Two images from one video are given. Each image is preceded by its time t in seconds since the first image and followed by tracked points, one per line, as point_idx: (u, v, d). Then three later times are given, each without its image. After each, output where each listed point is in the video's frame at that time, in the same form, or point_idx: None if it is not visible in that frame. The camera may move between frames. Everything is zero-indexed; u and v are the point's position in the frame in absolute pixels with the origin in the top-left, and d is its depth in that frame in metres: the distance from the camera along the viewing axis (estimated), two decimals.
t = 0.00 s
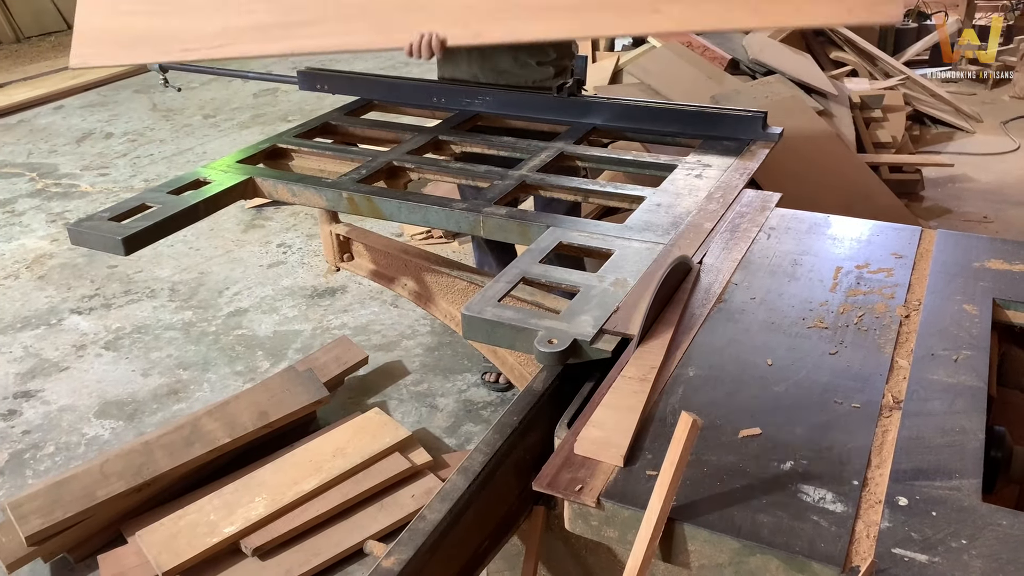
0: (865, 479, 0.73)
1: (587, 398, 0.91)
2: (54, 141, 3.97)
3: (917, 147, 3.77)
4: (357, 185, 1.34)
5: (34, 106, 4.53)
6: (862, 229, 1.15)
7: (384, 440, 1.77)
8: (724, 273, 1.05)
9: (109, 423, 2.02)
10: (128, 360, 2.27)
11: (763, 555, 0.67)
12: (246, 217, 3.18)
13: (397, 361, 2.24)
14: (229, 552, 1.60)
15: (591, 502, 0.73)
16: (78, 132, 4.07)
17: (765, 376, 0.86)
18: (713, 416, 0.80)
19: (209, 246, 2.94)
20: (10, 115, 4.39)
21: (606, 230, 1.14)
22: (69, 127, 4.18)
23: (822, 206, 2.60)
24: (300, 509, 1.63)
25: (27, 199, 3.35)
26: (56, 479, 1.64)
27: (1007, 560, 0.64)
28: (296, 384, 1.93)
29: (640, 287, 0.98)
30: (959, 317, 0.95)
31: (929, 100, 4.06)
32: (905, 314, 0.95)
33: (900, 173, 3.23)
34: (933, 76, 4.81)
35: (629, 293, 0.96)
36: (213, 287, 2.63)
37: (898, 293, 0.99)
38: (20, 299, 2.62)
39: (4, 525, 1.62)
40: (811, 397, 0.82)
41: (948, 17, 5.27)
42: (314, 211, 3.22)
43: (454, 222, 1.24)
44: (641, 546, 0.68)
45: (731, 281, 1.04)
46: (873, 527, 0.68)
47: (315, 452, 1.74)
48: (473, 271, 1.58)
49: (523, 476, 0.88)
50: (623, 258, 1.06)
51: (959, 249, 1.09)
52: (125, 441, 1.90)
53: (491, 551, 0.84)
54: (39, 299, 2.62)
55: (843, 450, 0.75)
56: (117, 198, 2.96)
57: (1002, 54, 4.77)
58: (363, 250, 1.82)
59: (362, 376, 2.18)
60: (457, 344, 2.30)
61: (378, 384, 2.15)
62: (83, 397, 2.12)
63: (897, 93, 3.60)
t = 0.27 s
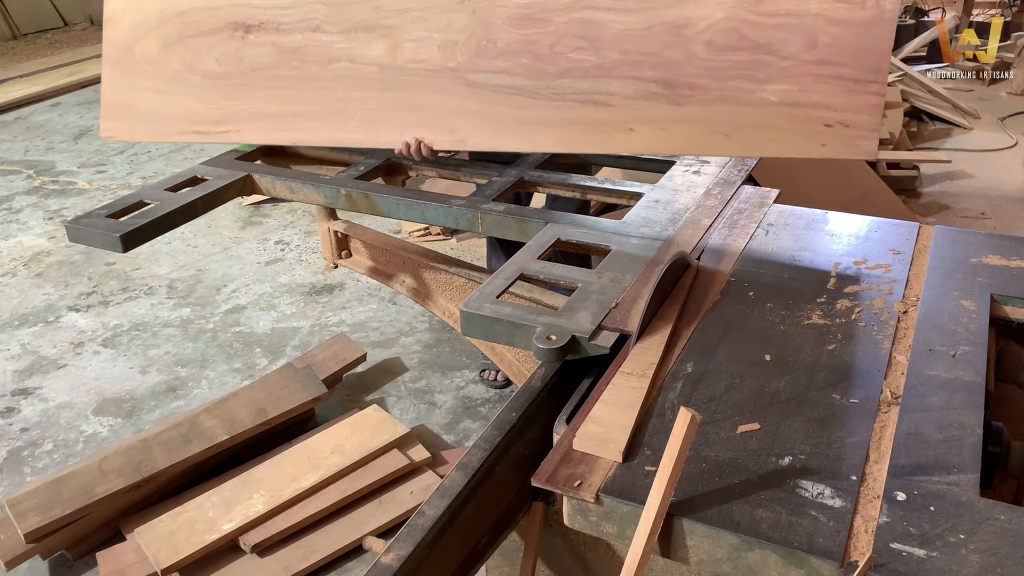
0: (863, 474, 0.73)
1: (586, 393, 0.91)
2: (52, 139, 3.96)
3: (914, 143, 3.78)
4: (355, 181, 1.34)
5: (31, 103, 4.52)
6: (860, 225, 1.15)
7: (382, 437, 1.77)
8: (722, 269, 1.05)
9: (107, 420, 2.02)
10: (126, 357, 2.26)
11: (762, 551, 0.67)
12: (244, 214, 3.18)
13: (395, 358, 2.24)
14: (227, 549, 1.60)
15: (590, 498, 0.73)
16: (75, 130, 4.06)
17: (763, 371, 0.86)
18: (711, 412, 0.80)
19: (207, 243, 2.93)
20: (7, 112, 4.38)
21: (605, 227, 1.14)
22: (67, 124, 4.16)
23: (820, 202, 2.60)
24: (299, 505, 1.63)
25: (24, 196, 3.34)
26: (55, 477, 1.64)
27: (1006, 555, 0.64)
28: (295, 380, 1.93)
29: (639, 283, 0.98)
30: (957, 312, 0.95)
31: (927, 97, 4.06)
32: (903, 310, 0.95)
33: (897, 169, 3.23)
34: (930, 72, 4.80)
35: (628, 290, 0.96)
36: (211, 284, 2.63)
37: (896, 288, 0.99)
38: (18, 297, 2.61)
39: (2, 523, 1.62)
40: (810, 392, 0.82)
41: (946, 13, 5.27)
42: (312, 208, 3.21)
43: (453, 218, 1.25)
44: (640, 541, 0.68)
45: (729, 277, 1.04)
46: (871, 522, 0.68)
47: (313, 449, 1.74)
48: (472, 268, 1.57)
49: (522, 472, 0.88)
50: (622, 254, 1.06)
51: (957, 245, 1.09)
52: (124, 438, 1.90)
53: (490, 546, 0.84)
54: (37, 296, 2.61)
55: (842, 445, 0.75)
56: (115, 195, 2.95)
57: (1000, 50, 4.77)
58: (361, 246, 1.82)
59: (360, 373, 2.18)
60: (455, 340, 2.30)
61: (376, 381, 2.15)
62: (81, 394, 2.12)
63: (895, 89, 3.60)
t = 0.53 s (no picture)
0: (864, 474, 0.73)
1: (587, 394, 0.91)
2: (52, 141, 3.97)
3: (915, 143, 3.78)
4: (356, 183, 1.35)
5: (32, 105, 4.53)
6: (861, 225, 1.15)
7: (384, 438, 1.77)
8: (723, 269, 1.05)
9: (108, 422, 2.02)
10: (127, 359, 2.27)
11: (763, 551, 0.67)
12: (244, 216, 3.18)
13: (396, 359, 2.24)
14: (229, 550, 1.60)
15: (591, 498, 0.73)
16: (76, 132, 4.06)
17: (764, 372, 0.86)
18: (712, 412, 0.81)
19: (208, 245, 2.94)
20: (8, 114, 4.38)
21: (606, 227, 1.14)
22: (68, 126, 4.17)
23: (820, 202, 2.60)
24: (301, 507, 1.63)
25: (25, 198, 3.35)
26: (57, 479, 1.64)
27: (1007, 554, 0.64)
28: (296, 382, 1.93)
29: (639, 284, 0.98)
30: (958, 312, 0.95)
31: (927, 97, 4.06)
32: (904, 310, 0.96)
33: (898, 169, 3.23)
34: (930, 73, 4.81)
35: (629, 291, 0.97)
36: (212, 286, 2.63)
37: (896, 288, 1.00)
38: (19, 299, 2.62)
39: (4, 525, 1.62)
40: (811, 393, 0.82)
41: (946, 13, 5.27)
42: (312, 209, 3.22)
43: (454, 219, 1.25)
44: (642, 542, 0.68)
45: (730, 278, 1.04)
46: (873, 522, 0.68)
47: (314, 450, 1.75)
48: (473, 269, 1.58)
49: (523, 473, 0.88)
50: (622, 255, 1.06)
51: (957, 245, 1.10)
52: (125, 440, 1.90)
53: (492, 548, 0.84)
54: (38, 298, 2.62)
55: (843, 445, 0.76)
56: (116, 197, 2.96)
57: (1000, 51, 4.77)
58: (362, 248, 1.82)
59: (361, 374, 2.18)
60: (456, 341, 2.30)
61: (377, 382, 2.15)
62: (82, 396, 2.12)
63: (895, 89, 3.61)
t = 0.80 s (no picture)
0: (866, 475, 0.73)
1: (588, 396, 0.91)
2: (54, 144, 3.97)
3: (916, 143, 3.78)
4: (357, 185, 1.35)
5: (34, 108, 4.54)
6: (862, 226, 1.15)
7: (385, 440, 1.77)
8: (724, 270, 1.05)
9: (110, 424, 2.02)
10: (129, 361, 2.27)
11: (765, 552, 0.67)
12: (246, 218, 3.18)
13: (397, 360, 2.24)
14: (231, 552, 1.60)
15: (593, 500, 0.73)
16: (77, 135, 4.07)
17: (766, 373, 0.86)
18: (714, 413, 0.81)
19: (209, 247, 2.94)
20: (10, 117, 4.39)
21: (607, 229, 1.14)
22: (69, 129, 4.18)
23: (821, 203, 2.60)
24: (302, 509, 1.63)
25: (27, 201, 3.35)
26: (58, 481, 1.64)
27: (1009, 555, 0.64)
28: (297, 384, 1.93)
29: (640, 286, 0.98)
30: (959, 313, 0.95)
31: (928, 97, 4.06)
32: (905, 311, 0.95)
33: (899, 169, 3.23)
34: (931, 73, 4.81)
35: (630, 292, 0.97)
36: (214, 288, 2.64)
37: (898, 289, 0.99)
38: (21, 301, 2.62)
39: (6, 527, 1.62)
40: (813, 393, 0.82)
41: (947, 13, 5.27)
42: (314, 211, 3.22)
43: (454, 221, 1.25)
44: (644, 543, 0.68)
45: (731, 279, 1.04)
46: (874, 523, 0.68)
47: (316, 452, 1.74)
48: (474, 271, 1.57)
49: (525, 475, 0.88)
50: (623, 256, 1.06)
51: (958, 245, 1.10)
52: (127, 442, 1.90)
53: (493, 550, 0.84)
54: (40, 301, 2.62)
55: (845, 446, 0.76)
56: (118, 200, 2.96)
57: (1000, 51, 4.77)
58: (363, 250, 1.82)
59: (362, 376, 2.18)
60: (458, 343, 2.30)
61: (379, 384, 2.15)
62: (84, 398, 2.13)
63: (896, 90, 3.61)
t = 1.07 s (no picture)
0: (868, 471, 0.73)
1: (589, 392, 0.91)
2: (54, 140, 3.97)
3: (917, 140, 3.78)
4: (358, 182, 1.35)
5: (33, 105, 4.53)
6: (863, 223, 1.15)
7: (386, 437, 1.77)
8: (725, 267, 1.05)
9: (111, 421, 2.03)
10: (130, 358, 2.27)
11: (766, 548, 0.67)
12: (246, 215, 3.18)
13: (398, 358, 2.24)
14: (233, 548, 1.60)
15: (594, 496, 0.73)
16: (78, 131, 4.07)
17: (767, 369, 0.86)
18: (715, 409, 0.81)
19: (210, 244, 2.94)
20: (10, 114, 4.39)
21: (608, 226, 1.14)
22: (69, 126, 4.17)
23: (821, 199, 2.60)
24: (303, 505, 1.63)
25: (27, 198, 3.35)
26: (60, 478, 1.64)
27: (1010, 551, 0.64)
28: (298, 380, 1.93)
29: (641, 282, 0.98)
30: (960, 309, 0.95)
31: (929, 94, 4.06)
32: (907, 307, 0.95)
33: (900, 166, 3.23)
34: (932, 70, 4.80)
35: (631, 289, 0.97)
36: (215, 285, 2.64)
37: (899, 286, 0.99)
38: (22, 298, 2.62)
39: (8, 524, 1.62)
40: (814, 390, 0.82)
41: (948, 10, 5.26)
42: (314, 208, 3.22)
43: (455, 217, 1.25)
44: (645, 539, 0.68)
45: (732, 275, 1.04)
46: (875, 519, 0.68)
47: (317, 449, 1.75)
48: (475, 267, 1.57)
49: (526, 471, 0.88)
50: (624, 252, 1.06)
51: (960, 242, 1.09)
52: (128, 439, 1.90)
53: (495, 546, 0.84)
54: (41, 298, 2.62)
55: (846, 442, 0.76)
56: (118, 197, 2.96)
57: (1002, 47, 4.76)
58: (364, 246, 1.83)
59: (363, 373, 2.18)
60: (459, 340, 2.30)
61: (379, 381, 2.15)
62: (85, 395, 2.13)
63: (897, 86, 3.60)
